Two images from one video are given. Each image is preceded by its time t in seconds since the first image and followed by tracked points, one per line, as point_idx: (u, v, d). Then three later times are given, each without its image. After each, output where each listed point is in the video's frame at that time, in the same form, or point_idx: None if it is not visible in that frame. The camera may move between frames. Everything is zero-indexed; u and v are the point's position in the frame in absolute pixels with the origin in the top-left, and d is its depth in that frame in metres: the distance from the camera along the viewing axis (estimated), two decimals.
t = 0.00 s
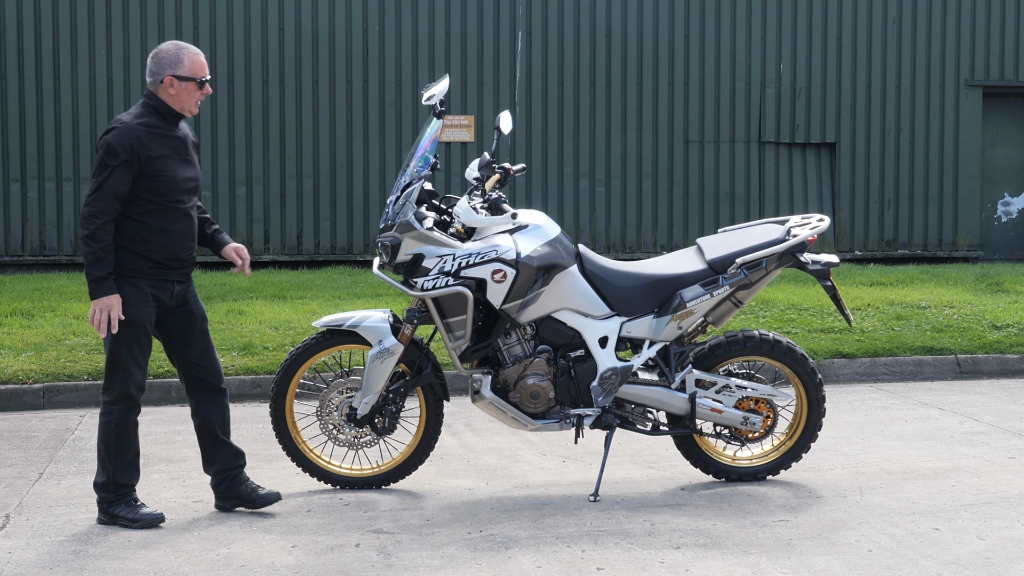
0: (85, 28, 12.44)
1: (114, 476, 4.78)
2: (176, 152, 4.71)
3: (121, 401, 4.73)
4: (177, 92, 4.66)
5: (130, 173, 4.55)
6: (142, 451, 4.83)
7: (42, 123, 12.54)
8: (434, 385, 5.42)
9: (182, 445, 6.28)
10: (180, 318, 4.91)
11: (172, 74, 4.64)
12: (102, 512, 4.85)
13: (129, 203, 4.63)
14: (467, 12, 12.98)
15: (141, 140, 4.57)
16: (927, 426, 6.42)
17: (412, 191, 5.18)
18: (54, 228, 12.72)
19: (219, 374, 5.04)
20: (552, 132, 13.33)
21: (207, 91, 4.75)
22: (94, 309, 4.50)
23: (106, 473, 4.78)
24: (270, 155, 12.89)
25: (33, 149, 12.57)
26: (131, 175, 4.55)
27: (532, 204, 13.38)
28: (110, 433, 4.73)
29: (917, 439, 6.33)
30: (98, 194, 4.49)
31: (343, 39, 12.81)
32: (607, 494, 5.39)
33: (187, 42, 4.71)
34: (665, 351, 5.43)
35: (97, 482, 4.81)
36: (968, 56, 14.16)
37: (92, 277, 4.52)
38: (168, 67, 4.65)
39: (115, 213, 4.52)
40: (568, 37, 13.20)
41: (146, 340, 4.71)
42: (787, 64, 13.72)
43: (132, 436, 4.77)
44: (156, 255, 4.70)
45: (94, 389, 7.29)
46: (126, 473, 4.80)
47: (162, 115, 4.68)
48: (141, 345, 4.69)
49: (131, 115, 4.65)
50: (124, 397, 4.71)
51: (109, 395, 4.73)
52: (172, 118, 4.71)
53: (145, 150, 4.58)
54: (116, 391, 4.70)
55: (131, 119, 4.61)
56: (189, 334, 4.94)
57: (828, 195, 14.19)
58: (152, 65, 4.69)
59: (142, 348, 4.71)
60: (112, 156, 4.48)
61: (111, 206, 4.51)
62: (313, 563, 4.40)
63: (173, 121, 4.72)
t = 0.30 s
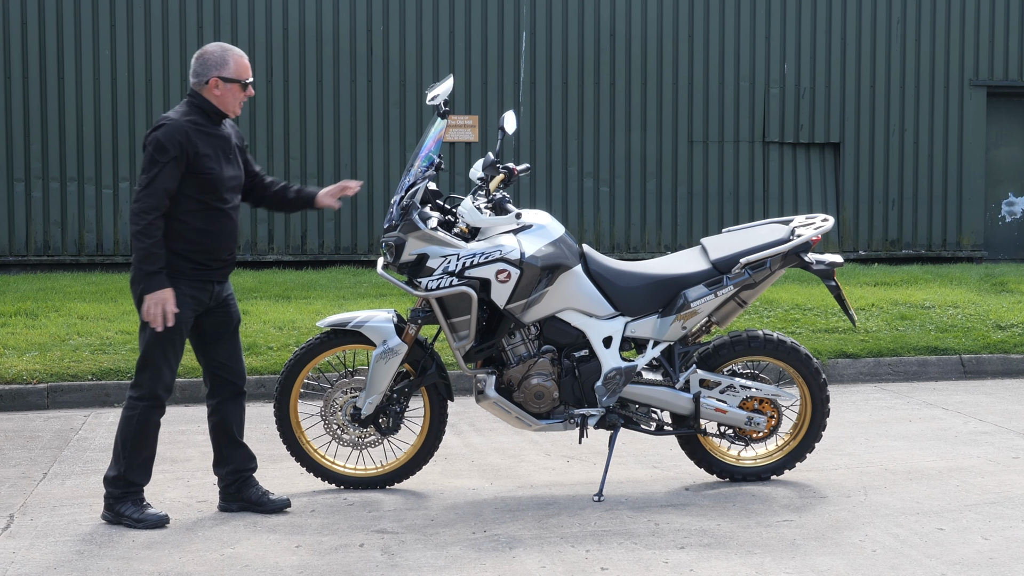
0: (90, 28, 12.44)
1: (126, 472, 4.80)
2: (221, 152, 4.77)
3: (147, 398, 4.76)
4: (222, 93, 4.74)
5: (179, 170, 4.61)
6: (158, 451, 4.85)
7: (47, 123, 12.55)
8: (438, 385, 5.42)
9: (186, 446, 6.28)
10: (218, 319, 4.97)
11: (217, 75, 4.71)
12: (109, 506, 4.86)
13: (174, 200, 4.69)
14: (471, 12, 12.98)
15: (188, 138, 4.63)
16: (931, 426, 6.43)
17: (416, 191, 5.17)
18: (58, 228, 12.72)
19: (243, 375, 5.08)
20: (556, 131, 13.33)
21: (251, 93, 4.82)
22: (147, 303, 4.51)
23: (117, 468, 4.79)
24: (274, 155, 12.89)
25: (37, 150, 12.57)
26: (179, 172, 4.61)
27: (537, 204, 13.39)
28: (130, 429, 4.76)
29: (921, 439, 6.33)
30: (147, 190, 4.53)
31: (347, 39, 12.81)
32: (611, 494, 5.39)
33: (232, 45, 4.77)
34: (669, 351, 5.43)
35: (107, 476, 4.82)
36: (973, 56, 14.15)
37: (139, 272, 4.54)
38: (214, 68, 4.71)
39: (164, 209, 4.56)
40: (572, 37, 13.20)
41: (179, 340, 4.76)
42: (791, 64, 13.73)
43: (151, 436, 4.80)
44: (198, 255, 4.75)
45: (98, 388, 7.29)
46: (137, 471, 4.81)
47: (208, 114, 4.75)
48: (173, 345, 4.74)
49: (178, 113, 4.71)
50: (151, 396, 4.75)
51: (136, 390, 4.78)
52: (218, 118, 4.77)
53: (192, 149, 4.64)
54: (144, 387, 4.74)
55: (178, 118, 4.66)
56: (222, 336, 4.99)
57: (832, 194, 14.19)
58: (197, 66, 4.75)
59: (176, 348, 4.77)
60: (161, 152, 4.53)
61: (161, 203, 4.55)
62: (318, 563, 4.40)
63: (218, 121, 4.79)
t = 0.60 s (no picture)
0: (94, 28, 12.43)
1: (147, 466, 4.83)
2: (249, 150, 4.79)
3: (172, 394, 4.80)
4: (248, 92, 4.75)
5: (207, 168, 4.64)
6: (180, 448, 4.87)
7: (51, 123, 12.55)
8: (442, 386, 5.42)
9: (191, 445, 6.28)
10: (241, 317, 5.01)
11: (244, 75, 4.73)
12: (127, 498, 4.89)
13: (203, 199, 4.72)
14: (475, 12, 12.98)
15: (216, 138, 4.66)
16: (935, 426, 6.43)
17: (421, 191, 5.17)
18: (62, 228, 12.72)
19: (258, 376, 5.11)
20: (561, 131, 13.33)
21: (276, 91, 4.83)
22: (222, 285, 4.53)
23: (139, 461, 4.83)
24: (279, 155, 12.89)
25: (41, 150, 12.57)
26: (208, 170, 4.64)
27: (541, 204, 13.39)
28: (154, 425, 4.79)
29: (925, 439, 6.33)
30: (179, 190, 4.56)
31: (351, 39, 12.81)
32: (615, 494, 5.39)
33: (258, 44, 4.79)
34: (673, 351, 5.43)
35: (129, 468, 4.86)
36: (976, 56, 14.15)
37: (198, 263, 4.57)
38: (240, 68, 4.73)
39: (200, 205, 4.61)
40: (576, 37, 13.20)
41: (204, 337, 4.82)
42: (795, 64, 13.73)
43: (173, 434, 4.82)
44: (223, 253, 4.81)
45: (102, 389, 7.29)
46: (158, 467, 4.85)
47: (235, 113, 4.77)
48: (198, 343, 4.80)
49: (204, 112, 4.73)
50: (178, 392, 4.78)
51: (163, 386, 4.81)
52: (245, 117, 4.80)
53: (221, 148, 4.67)
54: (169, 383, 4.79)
55: (206, 118, 4.69)
56: (245, 333, 5.03)
57: (836, 194, 14.19)
58: (224, 65, 4.76)
59: (201, 346, 4.81)
60: (190, 153, 4.56)
61: (193, 202, 4.59)
62: (322, 563, 4.40)
63: (244, 119, 4.81)
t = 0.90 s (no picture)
0: (98, 28, 12.43)
1: (149, 468, 4.84)
2: (251, 150, 4.79)
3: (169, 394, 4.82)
4: (252, 91, 4.75)
5: (202, 166, 4.64)
6: (183, 447, 4.89)
7: (55, 123, 12.55)
8: (447, 386, 5.42)
9: (195, 446, 6.28)
10: (245, 317, 5.00)
11: (246, 73, 4.74)
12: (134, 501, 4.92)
13: (199, 198, 4.73)
14: (480, 12, 12.98)
15: (212, 135, 4.66)
16: (939, 425, 6.43)
17: (425, 191, 5.17)
18: (67, 228, 12.73)
19: (263, 376, 5.10)
20: (565, 131, 13.33)
21: (281, 89, 4.83)
22: (197, 285, 4.53)
23: (142, 462, 4.85)
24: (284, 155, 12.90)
25: (45, 150, 12.57)
26: (202, 168, 4.64)
27: (545, 204, 13.39)
28: (153, 424, 4.81)
29: (929, 438, 6.33)
30: (169, 186, 4.56)
31: (355, 39, 12.81)
32: (620, 494, 5.39)
33: (258, 42, 4.80)
34: (677, 351, 5.43)
35: (134, 470, 4.89)
36: (980, 56, 14.15)
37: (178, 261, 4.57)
38: (241, 67, 4.74)
39: (188, 203, 4.60)
40: (580, 37, 13.20)
41: (202, 338, 4.82)
42: (800, 64, 13.73)
43: (172, 433, 4.84)
44: (221, 252, 4.80)
45: (106, 388, 7.29)
46: (160, 467, 4.86)
47: (237, 113, 4.78)
48: (195, 343, 4.81)
49: (206, 111, 4.74)
50: (173, 392, 4.81)
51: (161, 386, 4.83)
52: (246, 117, 4.80)
53: (217, 146, 4.67)
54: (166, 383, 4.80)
55: (205, 116, 4.70)
56: (247, 335, 5.02)
57: (841, 194, 14.19)
58: (226, 65, 4.77)
59: (197, 347, 4.83)
60: (184, 149, 4.56)
61: (182, 198, 4.58)
62: (326, 563, 4.40)
63: (248, 119, 4.81)
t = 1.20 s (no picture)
0: (103, 28, 12.44)
1: (149, 469, 4.84)
2: (244, 150, 4.79)
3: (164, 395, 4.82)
4: (245, 90, 4.76)
5: (193, 165, 4.64)
6: (183, 447, 4.89)
7: (59, 123, 12.56)
8: (451, 385, 5.42)
9: (199, 445, 6.28)
10: (240, 318, 5.01)
11: (239, 72, 4.74)
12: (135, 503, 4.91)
13: (192, 197, 4.73)
14: (484, 12, 12.99)
15: (204, 133, 4.66)
16: (944, 425, 6.43)
17: (429, 191, 5.17)
18: (71, 228, 12.73)
19: (262, 376, 5.12)
20: (569, 131, 13.33)
21: (274, 87, 4.82)
22: (176, 286, 4.52)
23: (142, 464, 4.85)
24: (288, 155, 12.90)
25: (49, 150, 12.58)
26: (193, 167, 4.64)
27: (549, 204, 13.40)
28: (149, 426, 4.82)
29: (933, 438, 6.33)
30: (161, 183, 4.56)
31: (360, 39, 12.82)
32: (624, 494, 5.39)
33: (249, 41, 4.80)
34: (681, 351, 5.43)
35: (135, 473, 4.88)
36: (985, 56, 14.14)
37: (161, 259, 4.57)
38: (235, 66, 4.74)
39: (178, 201, 4.60)
40: (584, 37, 13.20)
41: (195, 339, 4.83)
42: (804, 64, 13.73)
43: (169, 433, 4.84)
44: (214, 252, 4.80)
45: (110, 389, 7.29)
46: (161, 468, 4.85)
47: (231, 112, 4.79)
48: (189, 344, 4.81)
49: (200, 110, 4.76)
50: (168, 393, 4.81)
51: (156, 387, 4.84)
52: (240, 116, 4.81)
53: (209, 145, 4.67)
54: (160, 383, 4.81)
55: (198, 115, 4.71)
56: (241, 335, 5.03)
57: (845, 194, 14.19)
58: (220, 64, 4.77)
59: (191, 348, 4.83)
60: (176, 147, 4.57)
61: (173, 196, 4.58)
62: (331, 563, 4.40)
63: (242, 118, 4.82)
